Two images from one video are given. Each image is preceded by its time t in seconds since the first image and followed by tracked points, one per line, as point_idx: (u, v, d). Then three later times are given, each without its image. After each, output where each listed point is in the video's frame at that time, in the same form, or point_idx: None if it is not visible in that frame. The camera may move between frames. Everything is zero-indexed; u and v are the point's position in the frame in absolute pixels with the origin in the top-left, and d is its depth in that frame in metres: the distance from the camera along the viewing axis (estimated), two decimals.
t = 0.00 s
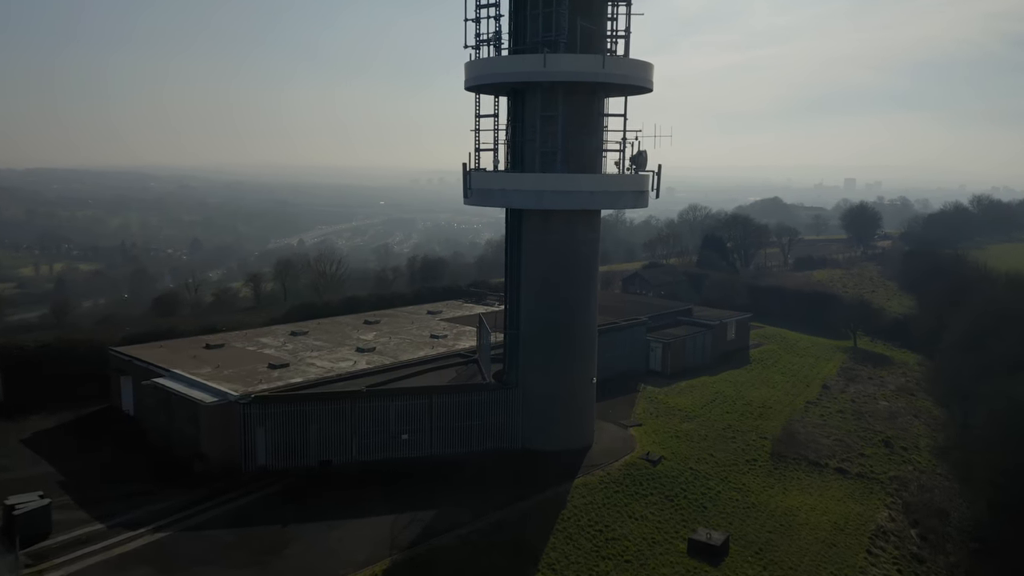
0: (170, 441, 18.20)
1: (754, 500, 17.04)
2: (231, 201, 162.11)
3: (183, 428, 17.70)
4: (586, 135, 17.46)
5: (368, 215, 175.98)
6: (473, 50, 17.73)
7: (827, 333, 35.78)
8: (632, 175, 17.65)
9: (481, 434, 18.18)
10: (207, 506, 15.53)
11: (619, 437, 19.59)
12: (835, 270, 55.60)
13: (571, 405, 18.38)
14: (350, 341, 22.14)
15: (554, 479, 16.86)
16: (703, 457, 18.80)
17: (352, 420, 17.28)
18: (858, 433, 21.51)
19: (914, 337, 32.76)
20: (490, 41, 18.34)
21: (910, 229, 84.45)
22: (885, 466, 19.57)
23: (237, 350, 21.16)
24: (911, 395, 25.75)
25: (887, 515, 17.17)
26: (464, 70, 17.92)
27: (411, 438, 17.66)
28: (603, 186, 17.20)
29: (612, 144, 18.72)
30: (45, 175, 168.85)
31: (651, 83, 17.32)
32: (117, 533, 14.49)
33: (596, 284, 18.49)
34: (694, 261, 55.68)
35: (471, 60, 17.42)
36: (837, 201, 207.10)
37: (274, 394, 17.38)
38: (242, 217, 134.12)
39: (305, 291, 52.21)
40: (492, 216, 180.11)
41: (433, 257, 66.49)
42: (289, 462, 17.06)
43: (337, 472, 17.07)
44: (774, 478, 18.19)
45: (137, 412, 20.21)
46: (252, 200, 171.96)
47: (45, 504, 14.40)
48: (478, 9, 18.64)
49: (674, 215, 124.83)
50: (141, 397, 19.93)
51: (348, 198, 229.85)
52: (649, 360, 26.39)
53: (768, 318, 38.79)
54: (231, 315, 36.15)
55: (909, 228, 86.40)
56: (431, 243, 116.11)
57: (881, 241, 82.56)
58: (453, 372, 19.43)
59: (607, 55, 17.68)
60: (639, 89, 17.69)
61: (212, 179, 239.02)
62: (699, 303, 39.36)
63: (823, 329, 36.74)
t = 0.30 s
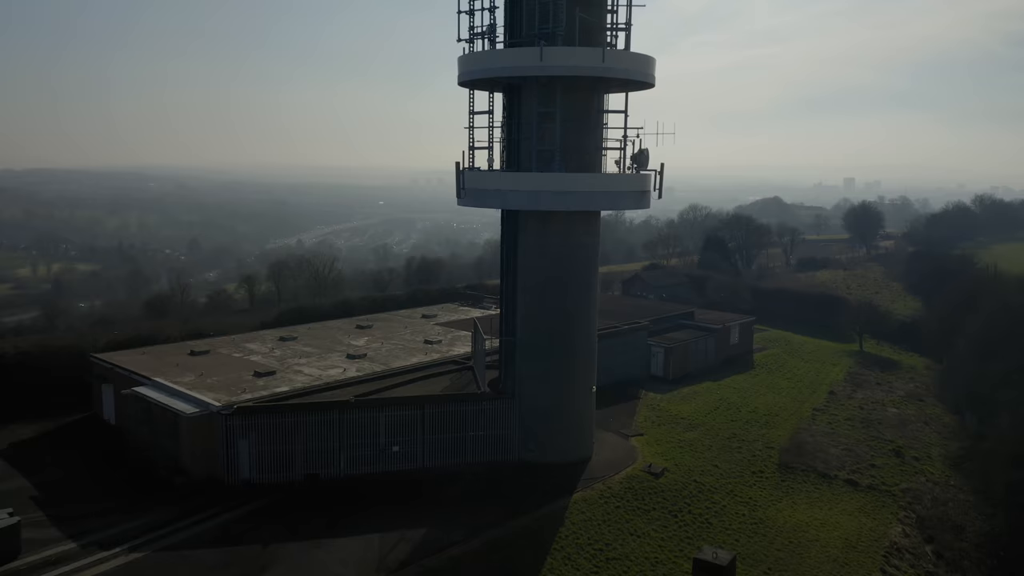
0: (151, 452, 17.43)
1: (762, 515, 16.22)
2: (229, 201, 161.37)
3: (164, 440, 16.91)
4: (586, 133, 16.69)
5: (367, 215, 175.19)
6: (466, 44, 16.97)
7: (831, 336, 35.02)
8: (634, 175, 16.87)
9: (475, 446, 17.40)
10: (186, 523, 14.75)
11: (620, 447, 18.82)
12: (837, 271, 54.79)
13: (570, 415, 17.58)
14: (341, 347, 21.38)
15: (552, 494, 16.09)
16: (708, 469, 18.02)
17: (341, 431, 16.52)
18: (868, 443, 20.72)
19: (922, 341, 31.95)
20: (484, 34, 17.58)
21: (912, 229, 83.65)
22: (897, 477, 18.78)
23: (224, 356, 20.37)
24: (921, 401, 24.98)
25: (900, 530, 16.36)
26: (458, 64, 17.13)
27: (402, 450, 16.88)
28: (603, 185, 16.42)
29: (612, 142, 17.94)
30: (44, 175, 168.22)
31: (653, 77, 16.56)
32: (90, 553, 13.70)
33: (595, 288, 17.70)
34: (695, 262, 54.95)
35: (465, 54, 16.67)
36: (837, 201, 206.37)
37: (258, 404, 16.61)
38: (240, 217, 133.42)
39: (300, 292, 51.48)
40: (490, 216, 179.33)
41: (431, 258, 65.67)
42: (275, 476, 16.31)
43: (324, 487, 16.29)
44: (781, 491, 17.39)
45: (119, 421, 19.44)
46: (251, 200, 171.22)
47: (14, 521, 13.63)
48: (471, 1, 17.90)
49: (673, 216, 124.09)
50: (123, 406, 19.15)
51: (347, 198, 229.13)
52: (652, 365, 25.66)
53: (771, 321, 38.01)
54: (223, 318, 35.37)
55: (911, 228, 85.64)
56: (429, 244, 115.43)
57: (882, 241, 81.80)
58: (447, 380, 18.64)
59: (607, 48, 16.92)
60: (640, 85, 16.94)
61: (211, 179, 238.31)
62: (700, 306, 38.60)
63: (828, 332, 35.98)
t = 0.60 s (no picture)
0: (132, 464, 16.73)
1: (769, 530, 15.50)
2: (227, 200, 160.73)
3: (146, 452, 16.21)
4: (585, 131, 15.98)
5: (366, 215, 174.46)
6: (461, 37, 16.27)
7: (836, 339, 34.31)
8: (635, 174, 16.16)
9: (470, 456, 16.70)
10: (166, 539, 14.05)
11: (621, 457, 18.13)
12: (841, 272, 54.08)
13: (569, 425, 16.86)
14: (332, 353, 20.67)
15: (550, 508, 15.40)
16: (712, 480, 17.31)
17: (329, 442, 15.81)
18: (878, 451, 20.01)
19: (929, 345, 31.20)
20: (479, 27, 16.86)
21: (915, 229, 82.89)
22: (908, 488, 18.06)
23: (211, 363, 19.67)
24: (930, 407, 24.27)
25: (913, 545, 15.62)
26: (451, 58, 16.39)
27: (394, 462, 16.18)
28: (603, 185, 15.71)
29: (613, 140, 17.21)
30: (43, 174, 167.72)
31: (656, 72, 15.86)
32: (63, 572, 13.02)
33: (595, 292, 16.98)
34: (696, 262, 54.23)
35: (458, 48, 15.98)
36: (837, 200, 205.63)
37: (243, 414, 15.91)
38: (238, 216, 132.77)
39: (296, 294, 50.79)
40: (490, 216, 178.62)
41: (429, 258, 64.94)
42: (260, 489, 15.62)
43: (312, 500, 15.60)
44: (789, 504, 16.69)
45: (101, 430, 18.74)
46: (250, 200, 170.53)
47: None
48: None
49: (673, 215, 123.32)
50: (105, 414, 18.45)
51: (347, 197, 228.10)
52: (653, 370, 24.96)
53: (773, 323, 37.30)
54: (216, 321, 34.67)
55: (914, 228, 84.92)
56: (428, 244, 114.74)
57: (884, 241, 81.02)
58: (441, 388, 17.91)
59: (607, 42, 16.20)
60: (642, 80, 16.24)
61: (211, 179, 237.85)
62: (702, 308, 37.88)
63: (832, 335, 35.27)
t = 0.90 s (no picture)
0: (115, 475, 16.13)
1: (776, 543, 14.87)
2: (226, 200, 160.04)
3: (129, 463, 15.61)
4: (584, 129, 15.36)
5: (365, 215, 173.85)
6: (455, 31, 15.66)
7: (840, 342, 33.71)
8: (636, 173, 15.55)
9: (466, 467, 16.10)
10: (147, 556, 13.45)
11: (622, 467, 17.55)
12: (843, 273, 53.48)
13: (568, 434, 16.26)
14: (324, 358, 20.07)
15: (549, 521, 14.82)
16: (716, 491, 16.71)
17: (317, 453, 15.20)
18: (886, 460, 19.39)
19: (936, 348, 30.58)
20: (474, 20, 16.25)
21: (917, 228, 82.20)
22: (919, 499, 17.43)
23: (198, 369, 19.05)
24: (938, 412, 23.66)
25: (926, 559, 14.96)
26: (445, 53, 15.73)
27: (386, 473, 15.57)
28: (602, 185, 15.09)
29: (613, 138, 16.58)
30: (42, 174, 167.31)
31: (657, 68, 15.27)
32: None
33: (595, 296, 16.36)
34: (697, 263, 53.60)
35: (452, 42, 15.38)
36: (837, 200, 204.99)
37: (229, 423, 15.32)
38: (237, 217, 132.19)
39: (293, 295, 50.18)
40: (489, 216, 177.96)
41: (428, 259, 64.34)
42: (247, 502, 15.03)
43: (300, 513, 15.00)
44: (796, 516, 16.07)
45: (85, 439, 18.13)
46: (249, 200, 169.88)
47: None
48: None
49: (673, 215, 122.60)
50: (88, 423, 17.83)
51: (347, 197, 227.54)
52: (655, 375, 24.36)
53: (776, 325, 36.68)
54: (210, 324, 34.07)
55: (916, 227, 84.27)
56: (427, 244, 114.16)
57: (886, 241, 80.36)
58: (436, 395, 17.31)
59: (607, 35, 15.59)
60: (644, 76, 15.65)
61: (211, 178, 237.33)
62: (704, 310, 37.24)
63: (836, 337, 34.67)
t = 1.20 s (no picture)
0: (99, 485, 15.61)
1: (781, 555, 14.31)
2: (226, 200, 159.63)
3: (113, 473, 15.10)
4: (583, 127, 14.84)
5: (365, 215, 173.38)
6: (450, 25, 15.14)
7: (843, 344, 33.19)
8: (636, 173, 15.02)
9: (461, 477, 15.57)
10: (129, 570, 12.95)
11: (623, 476, 17.02)
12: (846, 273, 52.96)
13: (567, 442, 15.72)
14: (317, 363, 19.54)
15: (546, 533, 14.30)
16: (720, 501, 16.16)
17: (307, 462, 14.68)
18: (895, 467, 18.83)
19: (942, 350, 30.04)
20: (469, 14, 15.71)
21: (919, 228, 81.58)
22: (929, 509, 16.85)
23: (186, 374, 18.53)
24: (946, 417, 23.13)
25: (938, 571, 14.36)
26: (441, 48, 15.20)
27: (378, 483, 15.03)
28: (602, 185, 14.56)
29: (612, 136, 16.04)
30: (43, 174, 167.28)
31: (659, 63, 14.76)
32: None
33: (594, 300, 15.82)
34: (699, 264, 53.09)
35: (448, 37, 14.87)
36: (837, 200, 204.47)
37: (216, 432, 14.81)
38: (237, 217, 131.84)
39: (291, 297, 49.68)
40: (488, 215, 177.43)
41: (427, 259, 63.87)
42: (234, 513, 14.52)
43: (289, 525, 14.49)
44: (803, 527, 15.52)
45: (69, 448, 17.61)
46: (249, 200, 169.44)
47: None
48: None
49: (674, 215, 121.99)
50: (72, 431, 17.31)
51: (347, 197, 227.21)
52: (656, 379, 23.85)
53: (778, 327, 36.16)
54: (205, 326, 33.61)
55: (918, 227, 83.67)
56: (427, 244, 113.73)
57: (888, 241, 79.77)
58: (431, 403, 16.78)
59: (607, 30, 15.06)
60: (645, 72, 15.13)
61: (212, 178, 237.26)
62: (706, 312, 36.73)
63: (839, 339, 34.15)
